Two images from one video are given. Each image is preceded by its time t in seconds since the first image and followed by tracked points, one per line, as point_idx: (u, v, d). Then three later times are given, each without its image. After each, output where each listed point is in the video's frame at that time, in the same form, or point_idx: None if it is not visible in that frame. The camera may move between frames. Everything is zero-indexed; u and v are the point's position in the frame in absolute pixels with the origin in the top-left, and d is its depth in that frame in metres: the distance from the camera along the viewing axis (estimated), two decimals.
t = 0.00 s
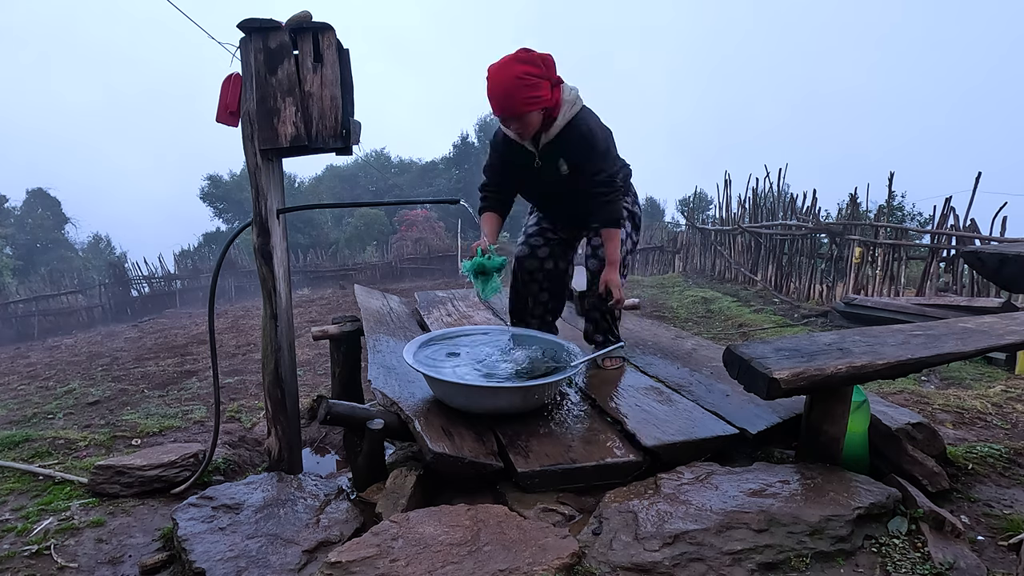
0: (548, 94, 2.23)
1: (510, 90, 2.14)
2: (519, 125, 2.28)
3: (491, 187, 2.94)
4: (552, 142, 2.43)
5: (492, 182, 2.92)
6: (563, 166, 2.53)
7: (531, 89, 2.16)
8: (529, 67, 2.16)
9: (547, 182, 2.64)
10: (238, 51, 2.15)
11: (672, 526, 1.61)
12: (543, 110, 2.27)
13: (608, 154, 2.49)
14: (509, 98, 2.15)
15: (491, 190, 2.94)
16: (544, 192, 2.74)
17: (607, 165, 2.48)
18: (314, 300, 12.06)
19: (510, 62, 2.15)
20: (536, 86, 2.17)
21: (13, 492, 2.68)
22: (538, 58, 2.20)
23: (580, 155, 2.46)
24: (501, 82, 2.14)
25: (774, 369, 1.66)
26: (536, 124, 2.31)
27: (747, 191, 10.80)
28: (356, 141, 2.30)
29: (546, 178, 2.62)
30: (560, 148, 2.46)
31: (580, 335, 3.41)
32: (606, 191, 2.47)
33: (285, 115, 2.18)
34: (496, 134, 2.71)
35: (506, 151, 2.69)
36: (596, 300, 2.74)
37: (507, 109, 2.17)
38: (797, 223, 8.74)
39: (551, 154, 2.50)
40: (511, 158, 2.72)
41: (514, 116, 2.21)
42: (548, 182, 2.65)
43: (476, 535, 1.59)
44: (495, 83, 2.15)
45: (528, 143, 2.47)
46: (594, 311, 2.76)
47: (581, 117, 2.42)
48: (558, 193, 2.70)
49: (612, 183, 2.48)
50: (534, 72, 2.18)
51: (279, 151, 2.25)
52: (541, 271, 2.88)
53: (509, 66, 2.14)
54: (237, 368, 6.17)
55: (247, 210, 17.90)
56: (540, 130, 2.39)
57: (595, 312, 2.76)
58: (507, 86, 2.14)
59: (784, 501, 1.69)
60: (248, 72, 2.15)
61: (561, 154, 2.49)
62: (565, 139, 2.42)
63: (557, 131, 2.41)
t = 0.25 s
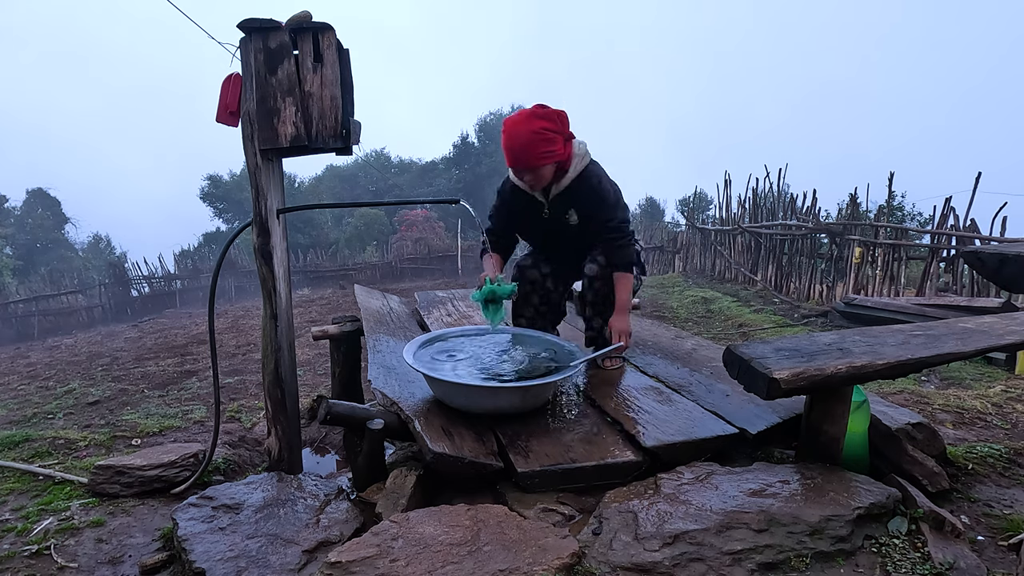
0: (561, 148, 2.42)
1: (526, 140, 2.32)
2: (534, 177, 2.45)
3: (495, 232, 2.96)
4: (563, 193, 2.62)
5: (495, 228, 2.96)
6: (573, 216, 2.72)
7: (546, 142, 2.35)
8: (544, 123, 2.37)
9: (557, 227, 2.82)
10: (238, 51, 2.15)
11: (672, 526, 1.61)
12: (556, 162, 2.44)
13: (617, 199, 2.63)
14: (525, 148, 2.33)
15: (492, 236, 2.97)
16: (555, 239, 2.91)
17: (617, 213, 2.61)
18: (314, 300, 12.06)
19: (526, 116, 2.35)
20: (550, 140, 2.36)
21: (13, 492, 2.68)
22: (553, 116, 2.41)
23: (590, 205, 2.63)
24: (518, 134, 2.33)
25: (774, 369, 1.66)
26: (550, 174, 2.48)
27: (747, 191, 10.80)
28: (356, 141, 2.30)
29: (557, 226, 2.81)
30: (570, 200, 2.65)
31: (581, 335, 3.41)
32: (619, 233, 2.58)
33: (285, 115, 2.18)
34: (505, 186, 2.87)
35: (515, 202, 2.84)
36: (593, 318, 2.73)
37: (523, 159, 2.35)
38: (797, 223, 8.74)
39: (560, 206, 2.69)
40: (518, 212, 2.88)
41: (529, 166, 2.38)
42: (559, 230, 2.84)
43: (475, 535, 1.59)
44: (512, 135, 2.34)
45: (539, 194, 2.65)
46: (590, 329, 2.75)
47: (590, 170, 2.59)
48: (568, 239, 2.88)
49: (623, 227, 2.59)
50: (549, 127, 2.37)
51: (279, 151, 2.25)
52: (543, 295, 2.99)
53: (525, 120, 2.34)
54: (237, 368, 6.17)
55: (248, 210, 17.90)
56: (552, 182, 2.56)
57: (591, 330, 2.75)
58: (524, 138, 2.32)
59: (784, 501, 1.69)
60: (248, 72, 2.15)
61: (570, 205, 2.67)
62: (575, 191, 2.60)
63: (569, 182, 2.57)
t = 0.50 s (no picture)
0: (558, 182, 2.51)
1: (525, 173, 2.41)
2: (530, 207, 2.54)
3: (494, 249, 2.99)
4: (559, 222, 2.69)
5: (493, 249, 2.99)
6: (567, 245, 2.75)
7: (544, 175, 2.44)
8: (544, 156, 2.46)
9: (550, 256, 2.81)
10: (238, 51, 2.15)
11: (672, 526, 1.61)
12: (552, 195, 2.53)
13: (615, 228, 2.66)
14: (523, 181, 2.42)
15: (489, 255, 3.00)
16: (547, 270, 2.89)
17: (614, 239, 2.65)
18: (314, 300, 12.05)
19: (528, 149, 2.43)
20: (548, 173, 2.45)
21: (13, 492, 2.68)
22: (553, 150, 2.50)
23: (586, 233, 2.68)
24: (519, 166, 2.41)
25: (774, 369, 1.66)
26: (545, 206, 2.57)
27: (747, 191, 10.80)
28: (356, 141, 2.30)
29: (550, 255, 2.80)
30: (566, 227, 2.71)
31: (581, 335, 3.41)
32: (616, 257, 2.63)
33: (285, 115, 2.18)
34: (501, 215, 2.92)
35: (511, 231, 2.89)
36: (591, 320, 2.68)
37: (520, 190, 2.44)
38: (797, 223, 8.74)
39: (555, 233, 2.73)
40: (513, 240, 2.90)
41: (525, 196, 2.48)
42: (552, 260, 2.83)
43: (476, 535, 1.59)
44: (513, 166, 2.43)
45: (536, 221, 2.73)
46: (588, 329, 2.70)
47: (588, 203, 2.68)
48: (561, 269, 2.88)
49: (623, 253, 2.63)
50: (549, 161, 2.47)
51: (279, 151, 2.25)
52: (531, 307, 2.93)
53: (526, 152, 2.42)
54: (237, 368, 6.17)
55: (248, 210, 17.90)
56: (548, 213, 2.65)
57: (589, 330, 2.71)
58: (523, 170, 2.41)
59: (784, 501, 1.69)
60: (248, 72, 2.15)
61: (564, 232, 2.72)
62: (572, 221, 2.68)
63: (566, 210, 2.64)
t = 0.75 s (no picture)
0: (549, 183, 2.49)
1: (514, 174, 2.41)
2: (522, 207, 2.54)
3: (495, 246, 3.01)
4: (552, 220, 2.66)
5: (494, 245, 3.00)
6: (562, 242, 2.71)
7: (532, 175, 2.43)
8: (534, 157, 2.44)
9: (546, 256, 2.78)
10: (238, 51, 2.15)
11: (672, 526, 1.61)
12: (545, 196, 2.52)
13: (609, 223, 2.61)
14: (512, 182, 2.42)
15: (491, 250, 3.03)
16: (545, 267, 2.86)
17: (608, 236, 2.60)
18: (314, 300, 12.05)
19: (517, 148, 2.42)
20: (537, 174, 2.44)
21: (13, 492, 2.68)
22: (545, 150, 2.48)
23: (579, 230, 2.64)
24: (508, 166, 2.42)
25: (774, 369, 1.66)
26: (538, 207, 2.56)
27: (747, 191, 10.80)
28: (356, 141, 2.30)
29: (546, 253, 2.78)
30: (560, 224, 2.67)
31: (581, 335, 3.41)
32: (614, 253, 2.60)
33: (285, 115, 2.18)
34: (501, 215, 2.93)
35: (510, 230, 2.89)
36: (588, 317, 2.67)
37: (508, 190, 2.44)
38: (797, 223, 8.74)
39: (550, 230, 2.70)
40: (513, 237, 2.90)
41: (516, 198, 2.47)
42: (547, 258, 2.80)
43: (476, 535, 1.59)
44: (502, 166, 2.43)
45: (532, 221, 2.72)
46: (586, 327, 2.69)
47: (582, 199, 2.63)
48: (560, 269, 2.85)
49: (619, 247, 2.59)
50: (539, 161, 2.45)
51: (279, 151, 2.25)
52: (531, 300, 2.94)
53: (515, 153, 2.41)
54: (237, 368, 6.17)
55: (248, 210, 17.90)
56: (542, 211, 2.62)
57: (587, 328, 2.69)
58: (512, 171, 2.41)
59: (784, 501, 1.70)
60: (248, 72, 2.15)
61: (559, 230, 2.69)
62: (565, 218, 2.64)
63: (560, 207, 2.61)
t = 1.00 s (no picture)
0: (548, 189, 2.49)
1: (512, 180, 2.42)
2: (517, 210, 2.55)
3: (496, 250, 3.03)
4: (551, 223, 2.67)
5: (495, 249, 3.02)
6: (560, 244, 2.71)
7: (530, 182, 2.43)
8: (532, 163, 2.43)
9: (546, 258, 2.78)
10: (238, 51, 2.15)
11: (672, 526, 1.61)
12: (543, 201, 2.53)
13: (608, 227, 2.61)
14: (509, 188, 2.44)
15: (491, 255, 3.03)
16: (545, 272, 2.86)
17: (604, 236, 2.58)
18: (314, 300, 12.05)
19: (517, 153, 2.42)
20: (535, 180, 2.44)
21: (12, 492, 2.68)
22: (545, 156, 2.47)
23: (577, 233, 2.64)
24: (506, 171, 2.43)
25: (774, 369, 1.66)
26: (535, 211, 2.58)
27: (747, 191, 10.81)
28: (356, 141, 2.30)
29: (544, 256, 2.78)
30: (558, 227, 2.68)
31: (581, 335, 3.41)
32: (605, 252, 2.54)
33: (285, 115, 2.18)
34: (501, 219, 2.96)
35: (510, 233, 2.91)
36: (587, 319, 2.66)
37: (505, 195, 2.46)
38: (797, 223, 8.74)
39: (548, 233, 2.71)
40: (513, 242, 2.91)
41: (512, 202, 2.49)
42: (546, 261, 2.80)
43: (476, 535, 1.59)
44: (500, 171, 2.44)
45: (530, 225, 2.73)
46: (585, 329, 2.68)
47: (582, 204, 2.65)
48: (559, 272, 2.84)
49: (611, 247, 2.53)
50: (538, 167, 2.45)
51: (279, 151, 2.25)
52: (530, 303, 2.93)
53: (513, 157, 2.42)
54: (237, 368, 6.17)
55: (248, 210, 17.90)
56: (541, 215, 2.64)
57: (586, 330, 2.68)
58: (510, 177, 2.42)
59: (784, 501, 1.69)
60: (248, 72, 2.15)
61: (558, 233, 2.69)
62: (564, 221, 2.65)
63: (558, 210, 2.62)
